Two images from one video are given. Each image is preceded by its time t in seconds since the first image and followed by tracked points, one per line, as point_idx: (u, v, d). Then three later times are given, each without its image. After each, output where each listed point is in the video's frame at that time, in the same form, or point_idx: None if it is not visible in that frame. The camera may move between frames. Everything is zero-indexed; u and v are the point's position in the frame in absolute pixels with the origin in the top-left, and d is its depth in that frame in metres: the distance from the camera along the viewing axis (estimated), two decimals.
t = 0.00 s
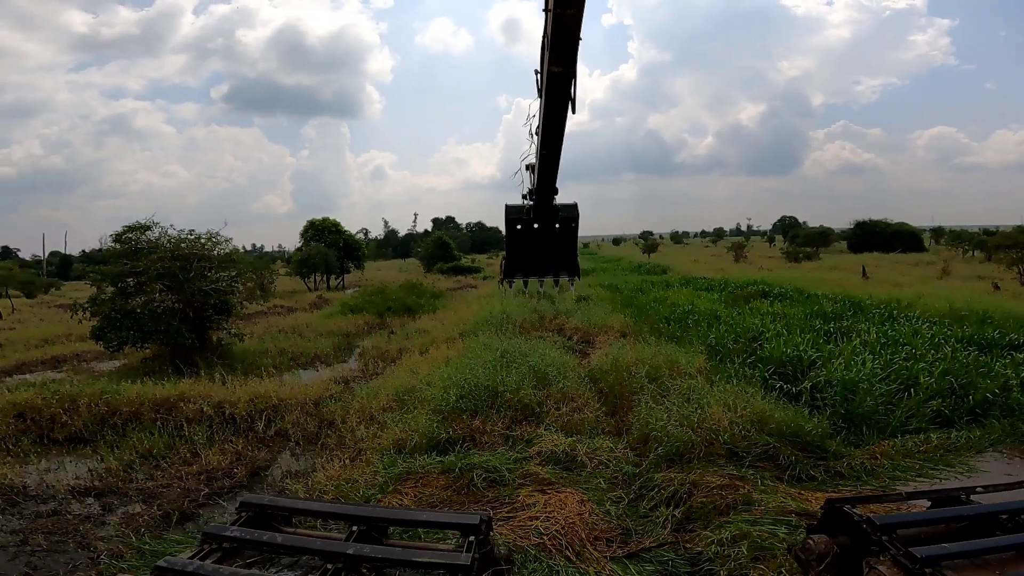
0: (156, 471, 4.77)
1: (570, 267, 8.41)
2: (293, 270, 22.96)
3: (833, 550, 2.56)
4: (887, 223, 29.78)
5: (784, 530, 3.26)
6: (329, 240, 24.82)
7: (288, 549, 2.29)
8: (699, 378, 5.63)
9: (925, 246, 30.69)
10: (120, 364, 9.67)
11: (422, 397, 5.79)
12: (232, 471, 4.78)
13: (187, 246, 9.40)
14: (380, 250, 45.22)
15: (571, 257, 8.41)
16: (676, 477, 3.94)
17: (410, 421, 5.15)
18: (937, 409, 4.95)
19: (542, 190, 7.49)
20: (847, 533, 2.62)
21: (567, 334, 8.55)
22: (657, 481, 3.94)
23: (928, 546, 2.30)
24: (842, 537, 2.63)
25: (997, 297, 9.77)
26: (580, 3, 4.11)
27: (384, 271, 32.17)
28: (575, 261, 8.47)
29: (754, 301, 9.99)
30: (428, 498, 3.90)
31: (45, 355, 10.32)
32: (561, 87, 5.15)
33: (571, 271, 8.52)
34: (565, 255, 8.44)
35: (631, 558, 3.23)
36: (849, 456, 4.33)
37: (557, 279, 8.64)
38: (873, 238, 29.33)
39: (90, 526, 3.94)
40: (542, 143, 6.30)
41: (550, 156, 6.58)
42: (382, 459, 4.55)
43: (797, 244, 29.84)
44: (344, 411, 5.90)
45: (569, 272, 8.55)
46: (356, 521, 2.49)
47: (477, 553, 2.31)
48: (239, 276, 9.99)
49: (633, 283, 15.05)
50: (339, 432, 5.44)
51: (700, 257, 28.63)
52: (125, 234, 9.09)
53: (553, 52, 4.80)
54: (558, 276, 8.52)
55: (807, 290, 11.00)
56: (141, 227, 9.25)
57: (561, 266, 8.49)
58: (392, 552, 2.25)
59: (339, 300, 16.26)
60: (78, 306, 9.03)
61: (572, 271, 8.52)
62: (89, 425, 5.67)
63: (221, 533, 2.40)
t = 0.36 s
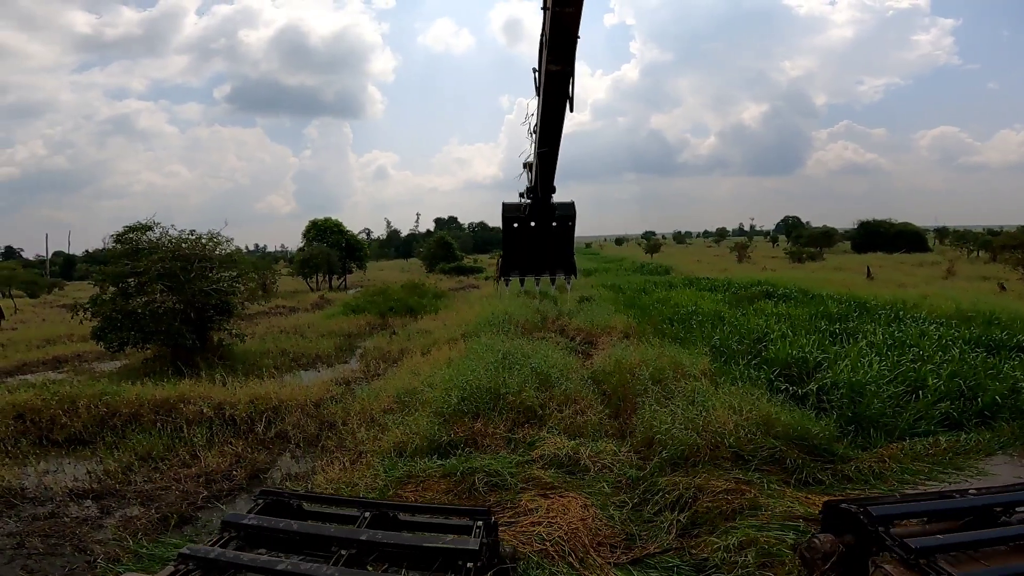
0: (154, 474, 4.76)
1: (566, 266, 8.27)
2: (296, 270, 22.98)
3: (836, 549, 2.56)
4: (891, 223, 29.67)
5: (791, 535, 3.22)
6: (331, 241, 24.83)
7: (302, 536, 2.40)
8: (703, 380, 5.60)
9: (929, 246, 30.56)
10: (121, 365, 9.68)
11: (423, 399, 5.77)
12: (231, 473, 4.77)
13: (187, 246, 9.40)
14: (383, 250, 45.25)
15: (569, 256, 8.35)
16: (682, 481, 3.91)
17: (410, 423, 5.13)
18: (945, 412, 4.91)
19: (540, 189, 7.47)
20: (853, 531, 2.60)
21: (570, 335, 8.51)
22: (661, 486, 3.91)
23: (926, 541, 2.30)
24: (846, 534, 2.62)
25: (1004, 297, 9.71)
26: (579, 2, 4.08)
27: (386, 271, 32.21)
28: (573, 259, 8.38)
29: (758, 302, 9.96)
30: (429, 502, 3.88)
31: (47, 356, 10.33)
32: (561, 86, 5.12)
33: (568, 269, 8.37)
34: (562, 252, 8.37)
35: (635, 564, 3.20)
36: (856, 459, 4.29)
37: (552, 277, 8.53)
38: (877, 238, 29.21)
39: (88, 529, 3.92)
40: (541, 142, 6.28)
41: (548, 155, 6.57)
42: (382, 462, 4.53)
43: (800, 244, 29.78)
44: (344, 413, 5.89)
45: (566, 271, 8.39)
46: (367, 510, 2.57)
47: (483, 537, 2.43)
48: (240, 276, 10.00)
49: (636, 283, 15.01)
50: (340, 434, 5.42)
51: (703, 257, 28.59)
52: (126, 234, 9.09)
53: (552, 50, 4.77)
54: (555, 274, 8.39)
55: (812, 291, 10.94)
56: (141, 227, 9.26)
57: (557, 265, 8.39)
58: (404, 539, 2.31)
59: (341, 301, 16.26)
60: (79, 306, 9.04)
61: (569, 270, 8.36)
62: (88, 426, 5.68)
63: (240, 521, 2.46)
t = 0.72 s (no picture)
0: (150, 476, 4.74)
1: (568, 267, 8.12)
2: (297, 271, 22.99)
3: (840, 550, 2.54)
4: (895, 223, 29.59)
5: (798, 542, 3.19)
6: (332, 241, 24.81)
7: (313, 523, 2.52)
8: (707, 382, 5.56)
9: (933, 247, 30.44)
10: (120, 366, 9.68)
11: (423, 401, 5.74)
12: (228, 476, 4.75)
13: (187, 246, 9.38)
14: (384, 250, 45.27)
15: (569, 256, 8.26)
16: (687, 486, 3.88)
17: (410, 426, 5.11)
18: (954, 414, 4.87)
19: (541, 190, 7.44)
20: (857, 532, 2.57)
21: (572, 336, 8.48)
22: (664, 491, 3.88)
23: (948, 557, 2.21)
24: (849, 535, 2.59)
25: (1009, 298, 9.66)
26: (580, 2, 4.05)
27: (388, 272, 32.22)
28: (574, 260, 8.26)
29: (761, 302, 9.92)
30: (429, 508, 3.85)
31: (46, 356, 10.33)
32: (562, 87, 5.08)
33: (569, 271, 8.20)
34: (563, 253, 8.32)
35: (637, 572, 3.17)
36: (863, 463, 4.26)
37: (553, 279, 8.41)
38: (881, 238, 29.13)
39: (81, 532, 3.91)
40: (542, 142, 6.24)
41: (550, 155, 6.53)
42: (381, 465, 4.51)
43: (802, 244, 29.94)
44: (343, 415, 5.87)
45: (567, 273, 8.21)
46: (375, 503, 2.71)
47: (490, 523, 2.51)
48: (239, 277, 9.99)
49: (639, 284, 14.98)
50: (339, 436, 5.40)
51: (706, 257, 28.75)
52: (125, 235, 9.08)
53: (553, 51, 4.74)
54: (557, 275, 8.22)
55: (816, 291, 10.89)
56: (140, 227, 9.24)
57: (559, 265, 8.30)
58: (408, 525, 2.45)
59: (342, 301, 16.25)
60: (78, 307, 9.04)
61: (571, 271, 8.18)
62: (85, 428, 5.66)
63: (253, 511, 2.59)
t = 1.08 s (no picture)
0: (145, 479, 4.72)
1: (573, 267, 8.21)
2: (298, 271, 22.99)
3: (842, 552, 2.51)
4: (898, 224, 29.52)
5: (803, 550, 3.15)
6: (333, 241, 24.80)
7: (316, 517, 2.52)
8: (711, 385, 5.53)
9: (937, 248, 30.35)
10: (118, 367, 9.67)
11: (422, 405, 5.72)
12: (223, 480, 4.73)
13: (186, 247, 9.37)
14: (385, 250, 45.26)
15: (573, 257, 8.26)
16: (691, 492, 3.84)
17: (409, 429, 5.08)
18: (962, 418, 4.83)
19: (545, 190, 7.42)
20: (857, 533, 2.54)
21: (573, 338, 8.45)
22: (667, 497, 3.84)
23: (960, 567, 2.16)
24: (850, 537, 2.56)
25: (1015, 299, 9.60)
26: (584, 3, 4.03)
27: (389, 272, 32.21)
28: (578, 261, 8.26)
29: (764, 304, 9.88)
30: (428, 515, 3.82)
31: (44, 357, 10.33)
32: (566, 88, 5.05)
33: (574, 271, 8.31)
34: (567, 254, 8.29)
35: None
36: (870, 467, 4.22)
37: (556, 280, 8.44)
38: (884, 239, 29.06)
39: (73, 536, 3.89)
40: (545, 143, 6.21)
41: (553, 156, 6.49)
42: (380, 469, 4.48)
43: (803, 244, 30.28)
44: (341, 418, 5.84)
45: (571, 273, 8.33)
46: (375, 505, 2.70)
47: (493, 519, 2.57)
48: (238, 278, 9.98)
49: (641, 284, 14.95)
50: (337, 440, 5.38)
51: (708, 257, 29.14)
52: (124, 235, 9.07)
53: (557, 52, 4.70)
54: (560, 276, 8.33)
55: (819, 293, 10.85)
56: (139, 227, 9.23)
57: (563, 266, 8.32)
58: (410, 513, 2.60)
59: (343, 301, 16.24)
60: (77, 307, 9.03)
61: (576, 271, 8.30)
62: (81, 430, 5.65)
63: (264, 503, 2.67)
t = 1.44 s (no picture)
0: (142, 482, 4.71)
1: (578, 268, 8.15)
2: (299, 272, 22.99)
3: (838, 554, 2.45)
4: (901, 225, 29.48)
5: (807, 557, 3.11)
6: (335, 241, 24.80)
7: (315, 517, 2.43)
8: (715, 388, 5.50)
9: (940, 248, 30.29)
10: (117, 368, 9.67)
11: (422, 407, 5.70)
12: (221, 483, 4.71)
13: (186, 248, 9.36)
14: (386, 251, 45.27)
15: (577, 258, 8.23)
16: (695, 498, 3.81)
17: (409, 432, 5.06)
18: (969, 421, 4.79)
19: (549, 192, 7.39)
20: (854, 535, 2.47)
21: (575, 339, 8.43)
22: (668, 503, 3.81)
23: None
24: (847, 538, 2.49)
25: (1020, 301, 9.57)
26: (587, 4, 4.03)
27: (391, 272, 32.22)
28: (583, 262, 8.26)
29: (768, 305, 9.84)
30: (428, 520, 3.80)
31: (44, 358, 10.34)
32: (569, 89, 5.02)
33: (579, 272, 8.26)
34: (571, 256, 8.26)
35: None
36: (876, 472, 4.19)
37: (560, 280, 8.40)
38: (887, 240, 29.02)
39: (67, 539, 3.87)
40: (549, 144, 6.17)
41: (556, 158, 6.46)
42: (380, 473, 4.46)
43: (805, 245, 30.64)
44: (341, 421, 5.82)
45: (576, 274, 8.26)
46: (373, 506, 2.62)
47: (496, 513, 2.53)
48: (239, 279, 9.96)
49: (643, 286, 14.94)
50: (336, 442, 5.36)
51: (712, 258, 29.57)
52: (124, 236, 9.06)
53: (561, 54, 4.66)
54: (565, 277, 8.27)
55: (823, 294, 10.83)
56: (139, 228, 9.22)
57: (567, 267, 8.27)
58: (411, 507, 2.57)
59: (344, 302, 16.24)
60: (77, 309, 9.03)
61: (581, 272, 8.24)
62: (79, 432, 5.64)
63: (268, 498, 2.64)
